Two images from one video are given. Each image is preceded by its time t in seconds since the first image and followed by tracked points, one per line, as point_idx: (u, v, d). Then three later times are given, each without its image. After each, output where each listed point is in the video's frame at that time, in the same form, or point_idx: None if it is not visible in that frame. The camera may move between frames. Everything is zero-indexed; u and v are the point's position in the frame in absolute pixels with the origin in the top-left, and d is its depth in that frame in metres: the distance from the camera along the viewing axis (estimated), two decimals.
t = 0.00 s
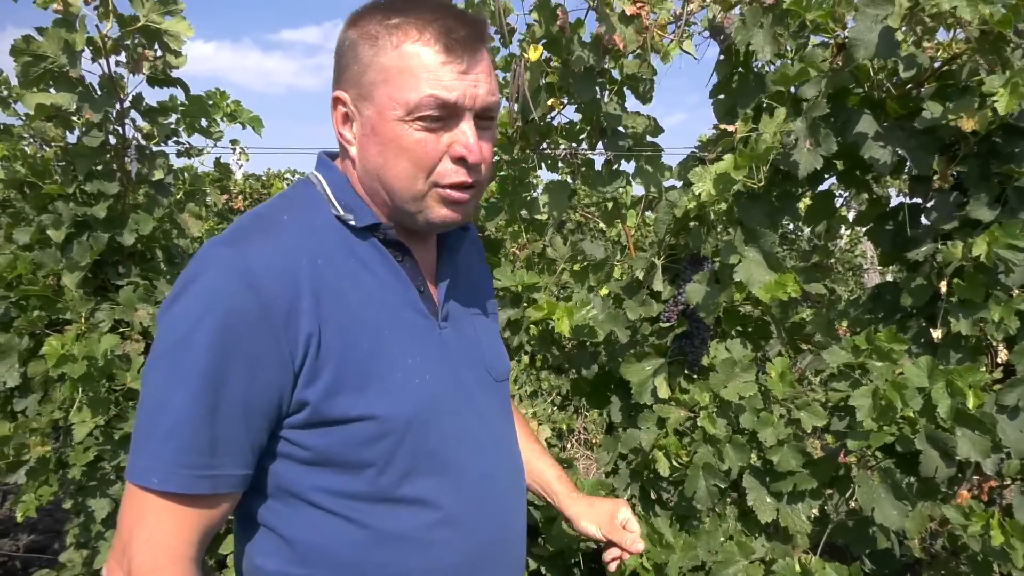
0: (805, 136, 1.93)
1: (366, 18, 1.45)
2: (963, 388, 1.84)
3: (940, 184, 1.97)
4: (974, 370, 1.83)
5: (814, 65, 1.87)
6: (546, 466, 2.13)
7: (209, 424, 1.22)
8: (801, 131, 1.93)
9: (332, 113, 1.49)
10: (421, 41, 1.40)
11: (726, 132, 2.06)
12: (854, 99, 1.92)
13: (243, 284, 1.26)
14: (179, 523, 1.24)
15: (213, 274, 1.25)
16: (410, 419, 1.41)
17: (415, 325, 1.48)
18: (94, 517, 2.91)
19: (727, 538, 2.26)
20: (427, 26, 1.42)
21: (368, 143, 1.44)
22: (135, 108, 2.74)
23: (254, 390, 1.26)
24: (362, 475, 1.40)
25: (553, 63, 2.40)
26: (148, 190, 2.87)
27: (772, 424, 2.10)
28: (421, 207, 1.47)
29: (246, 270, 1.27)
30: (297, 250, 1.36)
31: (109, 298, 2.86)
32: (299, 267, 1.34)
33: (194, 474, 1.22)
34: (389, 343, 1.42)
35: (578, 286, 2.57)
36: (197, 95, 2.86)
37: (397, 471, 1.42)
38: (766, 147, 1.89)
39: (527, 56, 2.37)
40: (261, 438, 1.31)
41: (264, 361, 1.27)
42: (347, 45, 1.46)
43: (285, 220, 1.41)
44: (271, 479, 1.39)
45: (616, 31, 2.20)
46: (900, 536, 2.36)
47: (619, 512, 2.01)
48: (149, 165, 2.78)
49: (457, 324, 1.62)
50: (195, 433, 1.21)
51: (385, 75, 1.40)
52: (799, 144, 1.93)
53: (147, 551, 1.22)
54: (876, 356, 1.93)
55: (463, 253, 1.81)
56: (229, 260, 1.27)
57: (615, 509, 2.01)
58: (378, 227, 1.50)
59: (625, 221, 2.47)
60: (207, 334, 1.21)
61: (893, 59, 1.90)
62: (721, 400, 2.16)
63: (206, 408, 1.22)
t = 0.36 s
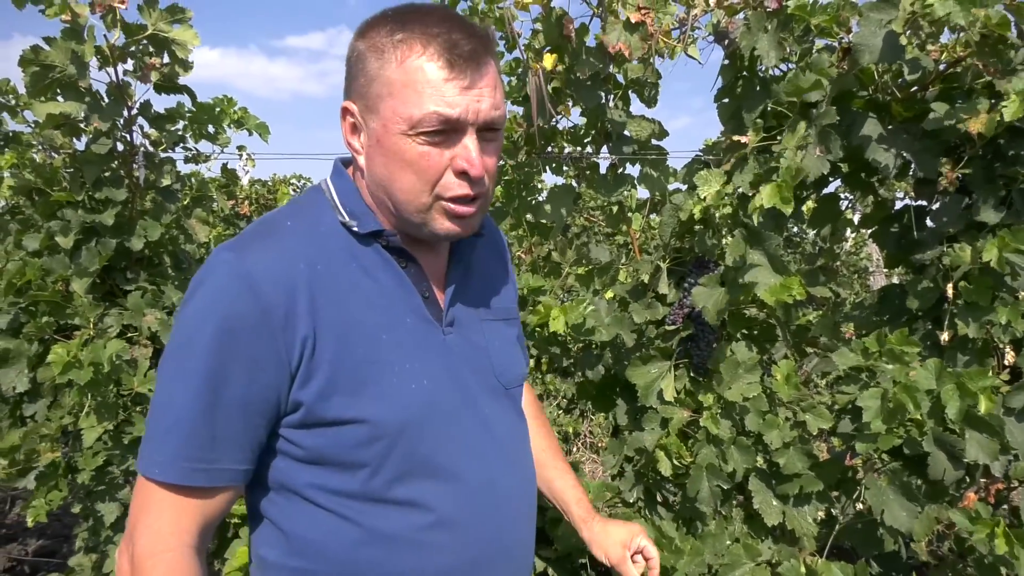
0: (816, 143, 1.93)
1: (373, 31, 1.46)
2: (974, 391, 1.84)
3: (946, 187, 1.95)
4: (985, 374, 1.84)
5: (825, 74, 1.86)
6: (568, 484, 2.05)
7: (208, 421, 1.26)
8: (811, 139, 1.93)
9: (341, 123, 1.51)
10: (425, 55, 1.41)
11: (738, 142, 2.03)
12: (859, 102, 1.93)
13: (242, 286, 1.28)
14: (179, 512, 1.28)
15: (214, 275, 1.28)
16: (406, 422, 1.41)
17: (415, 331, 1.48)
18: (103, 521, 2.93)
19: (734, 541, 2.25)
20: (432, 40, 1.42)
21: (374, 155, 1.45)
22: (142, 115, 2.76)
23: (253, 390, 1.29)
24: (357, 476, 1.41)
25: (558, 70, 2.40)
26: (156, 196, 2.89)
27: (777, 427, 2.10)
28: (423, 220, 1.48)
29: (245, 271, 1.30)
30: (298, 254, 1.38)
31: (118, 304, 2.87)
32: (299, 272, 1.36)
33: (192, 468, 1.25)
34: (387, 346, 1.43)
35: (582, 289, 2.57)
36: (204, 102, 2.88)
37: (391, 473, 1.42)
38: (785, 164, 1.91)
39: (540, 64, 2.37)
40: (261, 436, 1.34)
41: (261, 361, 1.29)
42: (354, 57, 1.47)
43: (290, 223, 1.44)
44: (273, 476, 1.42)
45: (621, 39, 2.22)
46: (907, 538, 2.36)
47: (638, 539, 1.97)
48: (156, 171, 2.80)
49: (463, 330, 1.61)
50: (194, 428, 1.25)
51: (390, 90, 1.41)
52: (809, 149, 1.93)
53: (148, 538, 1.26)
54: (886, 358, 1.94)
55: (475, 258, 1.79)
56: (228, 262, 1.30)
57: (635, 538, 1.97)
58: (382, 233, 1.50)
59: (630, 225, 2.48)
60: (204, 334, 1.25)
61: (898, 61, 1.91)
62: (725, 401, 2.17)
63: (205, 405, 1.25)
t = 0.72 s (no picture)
0: (834, 146, 1.93)
1: (395, 39, 1.48)
2: (987, 394, 1.84)
3: (957, 188, 1.96)
4: (999, 377, 1.84)
5: (842, 77, 1.85)
6: (589, 492, 2.01)
7: (232, 411, 1.30)
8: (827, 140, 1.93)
9: (365, 130, 1.53)
10: (447, 60, 1.42)
11: (755, 145, 2.01)
12: (870, 103, 1.93)
13: (263, 280, 1.32)
14: (206, 496, 1.32)
15: (239, 269, 1.33)
16: (418, 418, 1.42)
17: (432, 330, 1.49)
18: (116, 521, 2.95)
19: (745, 543, 2.24)
20: (453, 45, 1.44)
21: (399, 160, 1.47)
22: (155, 119, 2.79)
23: (272, 383, 1.32)
24: (370, 468, 1.42)
25: (568, 70, 2.39)
26: (167, 199, 2.90)
27: (789, 428, 2.11)
28: (449, 221, 1.49)
29: (267, 266, 1.33)
30: (319, 253, 1.41)
31: (131, 306, 2.90)
32: (319, 270, 1.39)
33: (215, 454, 1.29)
34: (402, 344, 1.44)
35: (593, 291, 2.57)
36: (216, 105, 2.90)
37: (403, 466, 1.43)
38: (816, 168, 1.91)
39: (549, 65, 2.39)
40: (281, 427, 1.37)
41: (280, 354, 1.32)
42: (376, 66, 1.49)
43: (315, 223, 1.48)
44: (293, 467, 1.45)
45: (632, 40, 2.24)
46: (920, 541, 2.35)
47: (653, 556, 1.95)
48: (169, 173, 2.81)
49: (481, 330, 1.61)
50: (216, 416, 1.29)
51: (414, 95, 1.43)
52: (825, 151, 1.92)
53: (175, 517, 1.31)
54: (896, 361, 1.93)
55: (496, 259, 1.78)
56: (252, 257, 1.34)
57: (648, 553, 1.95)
58: (402, 236, 1.51)
59: (639, 226, 2.46)
60: (227, 325, 1.29)
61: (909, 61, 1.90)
62: (738, 403, 2.18)
63: (228, 395, 1.29)
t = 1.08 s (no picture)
0: (843, 145, 1.91)
1: (417, 40, 1.48)
2: (1005, 394, 1.81)
3: (974, 187, 1.94)
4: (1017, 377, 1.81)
5: (852, 76, 1.85)
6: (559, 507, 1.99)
7: (263, 419, 1.27)
8: (838, 140, 1.90)
9: (384, 131, 1.53)
10: (472, 60, 1.44)
11: (763, 144, 2.02)
12: (884, 103, 1.91)
13: (291, 286, 1.29)
14: (235, 510, 1.29)
15: (264, 276, 1.29)
16: (448, 418, 1.43)
17: (454, 329, 1.50)
18: (133, 520, 2.98)
19: (759, 544, 2.24)
20: (477, 45, 1.46)
21: (420, 159, 1.47)
22: (171, 121, 2.81)
23: (302, 390, 1.30)
24: (401, 473, 1.42)
25: (583, 71, 2.41)
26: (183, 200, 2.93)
27: (803, 429, 2.10)
28: (471, 219, 1.49)
29: (294, 272, 1.31)
30: (343, 255, 1.39)
31: (147, 306, 2.92)
32: (344, 272, 1.37)
33: (247, 466, 1.26)
34: (428, 345, 1.44)
35: (606, 292, 2.58)
36: (231, 107, 2.92)
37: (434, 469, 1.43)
38: (815, 165, 1.89)
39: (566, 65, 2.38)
40: (309, 435, 1.34)
41: (310, 360, 1.30)
42: (398, 66, 1.50)
43: (335, 227, 1.45)
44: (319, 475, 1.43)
45: (644, 40, 2.24)
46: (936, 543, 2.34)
47: None
48: (184, 175, 2.82)
49: (499, 330, 1.63)
50: (247, 427, 1.25)
51: (438, 94, 1.43)
52: (836, 150, 1.90)
53: (205, 534, 1.27)
54: (914, 362, 1.92)
55: (506, 260, 1.81)
56: (277, 263, 1.30)
57: None
58: (422, 236, 1.52)
59: (652, 227, 2.47)
60: (256, 333, 1.25)
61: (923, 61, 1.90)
62: (751, 404, 2.17)
63: (259, 404, 1.26)
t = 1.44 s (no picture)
0: (863, 143, 1.88)
1: (431, 38, 1.47)
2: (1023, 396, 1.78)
3: (990, 186, 1.93)
4: None
5: (871, 74, 1.82)
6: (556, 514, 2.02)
7: (286, 431, 1.25)
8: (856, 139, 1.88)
9: (394, 130, 1.51)
10: (489, 59, 1.43)
11: (782, 144, 1.98)
12: (900, 101, 1.88)
13: (312, 295, 1.27)
14: (259, 528, 1.26)
15: (284, 287, 1.27)
16: (469, 424, 1.42)
17: (470, 332, 1.49)
18: (144, 520, 2.99)
19: (772, 546, 2.23)
20: (494, 45, 1.45)
21: (435, 159, 1.45)
22: (181, 121, 2.81)
23: (325, 399, 1.28)
24: (422, 480, 1.40)
25: (593, 70, 2.40)
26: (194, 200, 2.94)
27: (817, 430, 2.07)
28: (488, 220, 1.50)
29: (313, 281, 1.29)
30: (360, 261, 1.38)
31: (158, 307, 2.92)
32: (363, 278, 1.36)
33: (273, 481, 1.24)
34: (447, 350, 1.43)
35: (617, 292, 2.57)
36: (240, 107, 2.92)
37: (456, 475, 1.42)
38: (843, 165, 1.86)
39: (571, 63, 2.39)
40: (331, 445, 1.32)
41: (333, 369, 1.28)
42: (410, 65, 1.48)
43: (349, 233, 1.43)
44: (338, 485, 1.41)
45: (656, 38, 2.22)
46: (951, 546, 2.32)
47: None
48: (195, 176, 2.83)
49: (511, 331, 1.62)
50: (272, 440, 1.23)
51: (455, 94, 1.42)
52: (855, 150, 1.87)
53: (231, 556, 1.24)
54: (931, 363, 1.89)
55: (512, 262, 1.81)
56: (296, 273, 1.28)
57: None
58: (435, 238, 1.51)
59: (663, 227, 2.45)
60: (280, 345, 1.23)
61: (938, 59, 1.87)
62: (764, 405, 2.15)
63: (282, 415, 1.24)
